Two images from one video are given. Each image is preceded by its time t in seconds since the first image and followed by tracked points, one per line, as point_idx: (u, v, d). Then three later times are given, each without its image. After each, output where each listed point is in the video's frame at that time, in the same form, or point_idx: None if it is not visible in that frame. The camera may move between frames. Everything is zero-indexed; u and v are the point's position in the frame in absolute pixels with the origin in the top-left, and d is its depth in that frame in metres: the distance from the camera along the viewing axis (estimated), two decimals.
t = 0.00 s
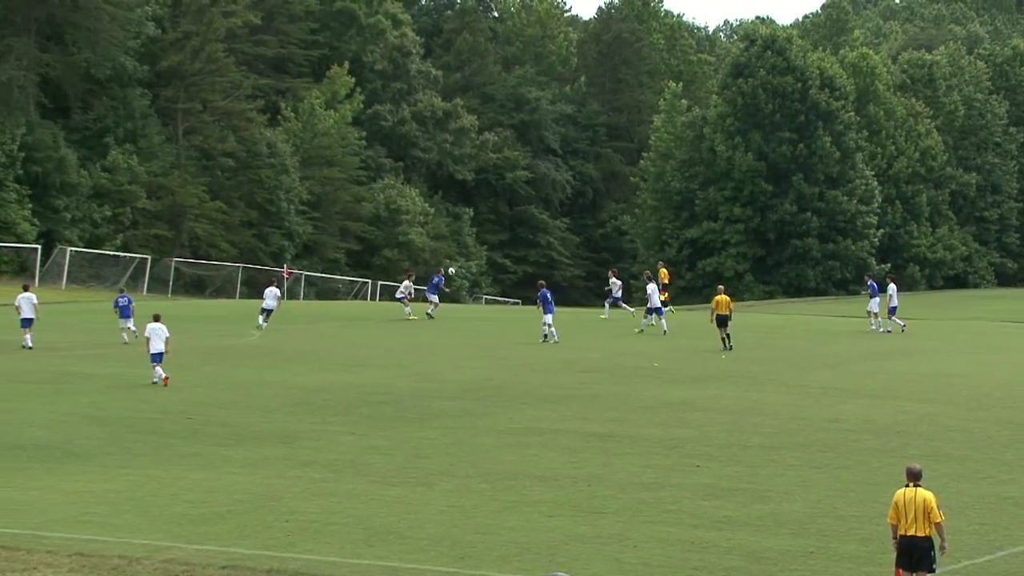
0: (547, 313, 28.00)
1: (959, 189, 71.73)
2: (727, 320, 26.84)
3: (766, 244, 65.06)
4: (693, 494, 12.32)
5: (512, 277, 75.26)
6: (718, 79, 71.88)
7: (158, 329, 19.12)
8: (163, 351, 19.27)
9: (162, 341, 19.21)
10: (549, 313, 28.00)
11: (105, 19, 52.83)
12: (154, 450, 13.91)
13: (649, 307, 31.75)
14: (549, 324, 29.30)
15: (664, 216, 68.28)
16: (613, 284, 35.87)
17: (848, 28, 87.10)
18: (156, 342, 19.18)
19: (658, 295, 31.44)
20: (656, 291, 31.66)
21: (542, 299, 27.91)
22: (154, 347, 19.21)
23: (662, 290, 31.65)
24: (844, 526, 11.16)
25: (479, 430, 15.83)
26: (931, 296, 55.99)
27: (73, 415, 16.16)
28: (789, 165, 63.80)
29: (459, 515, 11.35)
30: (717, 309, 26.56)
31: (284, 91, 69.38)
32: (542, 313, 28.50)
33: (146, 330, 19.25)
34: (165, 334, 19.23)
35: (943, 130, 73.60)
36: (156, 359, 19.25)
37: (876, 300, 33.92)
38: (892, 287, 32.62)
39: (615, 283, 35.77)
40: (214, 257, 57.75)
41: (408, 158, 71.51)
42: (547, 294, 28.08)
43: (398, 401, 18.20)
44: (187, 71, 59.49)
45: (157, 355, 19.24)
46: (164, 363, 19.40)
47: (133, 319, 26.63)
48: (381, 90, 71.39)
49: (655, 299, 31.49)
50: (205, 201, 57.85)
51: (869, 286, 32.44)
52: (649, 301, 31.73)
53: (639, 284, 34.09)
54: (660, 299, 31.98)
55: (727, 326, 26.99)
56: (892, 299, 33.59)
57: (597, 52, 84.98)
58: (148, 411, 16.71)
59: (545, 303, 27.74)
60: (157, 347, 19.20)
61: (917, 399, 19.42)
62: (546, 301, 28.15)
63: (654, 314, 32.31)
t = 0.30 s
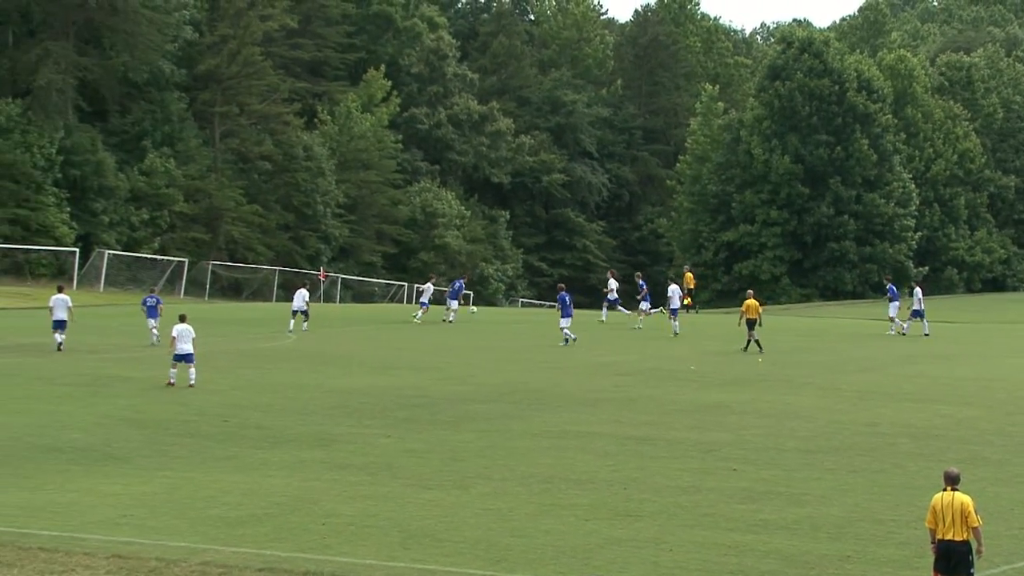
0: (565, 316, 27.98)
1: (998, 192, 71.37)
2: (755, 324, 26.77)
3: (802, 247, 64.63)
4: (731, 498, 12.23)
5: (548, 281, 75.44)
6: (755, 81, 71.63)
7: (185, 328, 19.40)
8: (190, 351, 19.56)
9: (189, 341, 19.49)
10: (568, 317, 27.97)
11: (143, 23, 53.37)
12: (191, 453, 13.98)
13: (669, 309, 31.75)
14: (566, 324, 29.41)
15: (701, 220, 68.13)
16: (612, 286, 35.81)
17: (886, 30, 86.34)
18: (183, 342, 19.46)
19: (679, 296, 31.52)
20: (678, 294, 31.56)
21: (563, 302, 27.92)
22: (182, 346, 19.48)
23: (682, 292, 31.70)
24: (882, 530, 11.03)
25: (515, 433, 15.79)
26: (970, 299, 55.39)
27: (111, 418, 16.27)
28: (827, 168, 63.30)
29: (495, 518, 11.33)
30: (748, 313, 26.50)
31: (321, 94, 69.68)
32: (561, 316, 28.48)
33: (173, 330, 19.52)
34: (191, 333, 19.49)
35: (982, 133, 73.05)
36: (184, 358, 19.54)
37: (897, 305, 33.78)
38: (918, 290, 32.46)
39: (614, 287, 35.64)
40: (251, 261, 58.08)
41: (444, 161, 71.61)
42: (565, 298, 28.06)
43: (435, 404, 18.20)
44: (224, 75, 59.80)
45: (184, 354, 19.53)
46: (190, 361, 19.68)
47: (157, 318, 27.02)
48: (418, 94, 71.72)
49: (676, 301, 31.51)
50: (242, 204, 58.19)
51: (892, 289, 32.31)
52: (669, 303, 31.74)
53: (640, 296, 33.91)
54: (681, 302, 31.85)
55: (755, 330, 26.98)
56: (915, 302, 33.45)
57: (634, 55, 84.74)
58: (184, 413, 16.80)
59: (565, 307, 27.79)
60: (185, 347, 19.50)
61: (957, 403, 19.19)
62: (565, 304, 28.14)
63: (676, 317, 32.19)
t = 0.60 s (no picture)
0: (571, 316, 27.97)
1: None
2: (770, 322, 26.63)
3: (828, 248, 64.40)
4: (757, 499, 12.17)
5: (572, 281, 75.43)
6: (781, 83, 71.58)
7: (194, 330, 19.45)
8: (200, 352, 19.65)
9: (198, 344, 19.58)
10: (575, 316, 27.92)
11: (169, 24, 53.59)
12: (217, 453, 14.02)
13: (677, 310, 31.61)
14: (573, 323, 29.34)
15: (726, 221, 68.07)
16: (598, 283, 35.52)
17: (913, 30, 85.77)
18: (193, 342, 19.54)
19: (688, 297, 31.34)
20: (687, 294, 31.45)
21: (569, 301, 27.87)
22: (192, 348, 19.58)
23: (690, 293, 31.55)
24: (909, 531, 10.95)
25: (540, 434, 15.76)
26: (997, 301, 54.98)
27: (136, 418, 16.33)
28: (853, 168, 62.95)
29: (519, 519, 11.31)
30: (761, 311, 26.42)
31: (346, 95, 69.86)
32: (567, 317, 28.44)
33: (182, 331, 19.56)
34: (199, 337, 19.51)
35: (1010, 133, 72.72)
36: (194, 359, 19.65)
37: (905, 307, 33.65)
38: (929, 289, 32.27)
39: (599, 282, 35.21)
40: (276, 261, 58.26)
41: (469, 161, 71.69)
42: (572, 298, 28.03)
43: (459, 404, 18.20)
44: (250, 75, 59.93)
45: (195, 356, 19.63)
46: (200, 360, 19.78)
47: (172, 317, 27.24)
48: (443, 94, 71.75)
49: (685, 301, 31.34)
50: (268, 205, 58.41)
51: (897, 289, 32.20)
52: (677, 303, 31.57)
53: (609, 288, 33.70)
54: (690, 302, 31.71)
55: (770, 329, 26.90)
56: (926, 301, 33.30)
57: (659, 55, 84.70)
58: (209, 414, 16.84)
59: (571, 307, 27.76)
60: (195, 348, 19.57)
61: (983, 403, 19.04)
62: (570, 302, 28.07)
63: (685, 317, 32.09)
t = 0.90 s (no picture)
0: (566, 316, 27.92)
1: None
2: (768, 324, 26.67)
3: (838, 249, 64.36)
4: (769, 500, 12.15)
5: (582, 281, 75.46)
6: (791, 84, 71.60)
7: (190, 333, 19.49)
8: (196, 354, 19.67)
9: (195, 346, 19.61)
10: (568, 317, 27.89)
11: (180, 26, 53.65)
12: (226, 454, 14.04)
13: (674, 311, 31.56)
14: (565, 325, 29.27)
15: (736, 221, 68.09)
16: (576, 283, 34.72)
17: (924, 31, 85.47)
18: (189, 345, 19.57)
19: (685, 298, 31.28)
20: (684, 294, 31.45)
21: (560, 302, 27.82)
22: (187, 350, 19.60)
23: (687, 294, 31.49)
24: (920, 532, 10.92)
25: (550, 435, 15.75)
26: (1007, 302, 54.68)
27: (147, 419, 16.36)
28: (863, 170, 62.80)
29: (530, 519, 11.31)
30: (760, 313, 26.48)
31: (356, 96, 69.96)
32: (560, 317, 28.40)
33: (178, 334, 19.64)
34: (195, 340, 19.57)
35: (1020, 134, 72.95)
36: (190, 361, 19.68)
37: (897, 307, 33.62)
38: (928, 292, 32.23)
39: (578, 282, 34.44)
40: (286, 262, 58.28)
41: (479, 162, 71.75)
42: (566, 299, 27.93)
43: (469, 405, 18.20)
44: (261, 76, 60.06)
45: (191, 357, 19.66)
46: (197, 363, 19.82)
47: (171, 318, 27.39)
48: (453, 96, 71.99)
49: (682, 302, 31.27)
50: (278, 206, 58.51)
51: (892, 291, 32.22)
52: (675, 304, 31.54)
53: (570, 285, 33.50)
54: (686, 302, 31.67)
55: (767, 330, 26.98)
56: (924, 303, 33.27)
57: (670, 56, 84.99)
58: (219, 415, 16.86)
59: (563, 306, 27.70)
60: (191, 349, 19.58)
61: (994, 405, 18.96)
62: (563, 303, 27.98)
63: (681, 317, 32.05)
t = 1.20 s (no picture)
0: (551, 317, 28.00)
1: None
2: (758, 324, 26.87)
3: (842, 250, 64.36)
4: (773, 500, 12.15)
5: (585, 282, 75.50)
6: (795, 84, 71.74)
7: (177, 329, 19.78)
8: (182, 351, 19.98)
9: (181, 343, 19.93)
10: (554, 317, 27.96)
11: (185, 27, 53.75)
12: (230, 455, 14.05)
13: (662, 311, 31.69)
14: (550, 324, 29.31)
15: (740, 222, 68.08)
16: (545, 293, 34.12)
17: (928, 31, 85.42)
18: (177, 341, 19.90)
19: (672, 298, 31.41)
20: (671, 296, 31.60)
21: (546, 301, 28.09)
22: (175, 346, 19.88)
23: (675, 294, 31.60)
24: (924, 533, 10.91)
25: (553, 435, 15.77)
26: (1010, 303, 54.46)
27: (150, 419, 16.39)
28: (867, 170, 62.75)
29: (533, 520, 11.31)
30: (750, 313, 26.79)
31: (360, 96, 70.06)
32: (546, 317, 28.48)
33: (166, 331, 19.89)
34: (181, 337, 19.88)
35: None
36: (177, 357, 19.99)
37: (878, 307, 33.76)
38: (917, 291, 32.35)
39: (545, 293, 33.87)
40: (289, 262, 58.34)
41: (482, 163, 71.80)
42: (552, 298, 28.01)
43: (471, 406, 18.21)
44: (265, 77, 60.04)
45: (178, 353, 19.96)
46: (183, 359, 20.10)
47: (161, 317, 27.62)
48: (457, 96, 71.83)
49: (669, 302, 31.37)
50: (281, 206, 58.53)
51: (873, 290, 32.46)
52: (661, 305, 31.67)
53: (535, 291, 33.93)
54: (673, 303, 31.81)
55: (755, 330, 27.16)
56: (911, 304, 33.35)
57: (673, 57, 84.97)
58: (223, 415, 16.88)
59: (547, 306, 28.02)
60: (178, 346, 19.86)
61: (998, 405, 18.94)
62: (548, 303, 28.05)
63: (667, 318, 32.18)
